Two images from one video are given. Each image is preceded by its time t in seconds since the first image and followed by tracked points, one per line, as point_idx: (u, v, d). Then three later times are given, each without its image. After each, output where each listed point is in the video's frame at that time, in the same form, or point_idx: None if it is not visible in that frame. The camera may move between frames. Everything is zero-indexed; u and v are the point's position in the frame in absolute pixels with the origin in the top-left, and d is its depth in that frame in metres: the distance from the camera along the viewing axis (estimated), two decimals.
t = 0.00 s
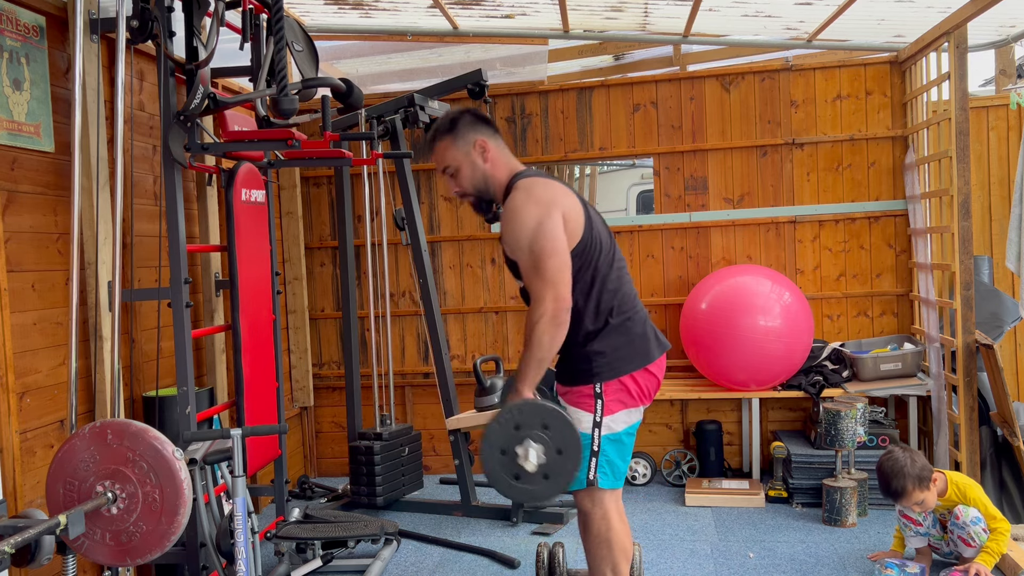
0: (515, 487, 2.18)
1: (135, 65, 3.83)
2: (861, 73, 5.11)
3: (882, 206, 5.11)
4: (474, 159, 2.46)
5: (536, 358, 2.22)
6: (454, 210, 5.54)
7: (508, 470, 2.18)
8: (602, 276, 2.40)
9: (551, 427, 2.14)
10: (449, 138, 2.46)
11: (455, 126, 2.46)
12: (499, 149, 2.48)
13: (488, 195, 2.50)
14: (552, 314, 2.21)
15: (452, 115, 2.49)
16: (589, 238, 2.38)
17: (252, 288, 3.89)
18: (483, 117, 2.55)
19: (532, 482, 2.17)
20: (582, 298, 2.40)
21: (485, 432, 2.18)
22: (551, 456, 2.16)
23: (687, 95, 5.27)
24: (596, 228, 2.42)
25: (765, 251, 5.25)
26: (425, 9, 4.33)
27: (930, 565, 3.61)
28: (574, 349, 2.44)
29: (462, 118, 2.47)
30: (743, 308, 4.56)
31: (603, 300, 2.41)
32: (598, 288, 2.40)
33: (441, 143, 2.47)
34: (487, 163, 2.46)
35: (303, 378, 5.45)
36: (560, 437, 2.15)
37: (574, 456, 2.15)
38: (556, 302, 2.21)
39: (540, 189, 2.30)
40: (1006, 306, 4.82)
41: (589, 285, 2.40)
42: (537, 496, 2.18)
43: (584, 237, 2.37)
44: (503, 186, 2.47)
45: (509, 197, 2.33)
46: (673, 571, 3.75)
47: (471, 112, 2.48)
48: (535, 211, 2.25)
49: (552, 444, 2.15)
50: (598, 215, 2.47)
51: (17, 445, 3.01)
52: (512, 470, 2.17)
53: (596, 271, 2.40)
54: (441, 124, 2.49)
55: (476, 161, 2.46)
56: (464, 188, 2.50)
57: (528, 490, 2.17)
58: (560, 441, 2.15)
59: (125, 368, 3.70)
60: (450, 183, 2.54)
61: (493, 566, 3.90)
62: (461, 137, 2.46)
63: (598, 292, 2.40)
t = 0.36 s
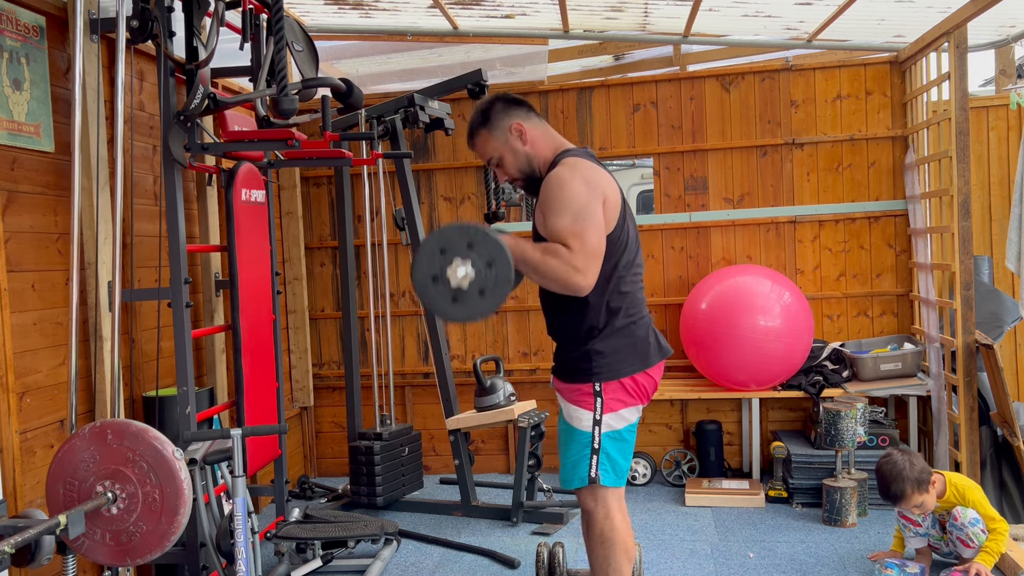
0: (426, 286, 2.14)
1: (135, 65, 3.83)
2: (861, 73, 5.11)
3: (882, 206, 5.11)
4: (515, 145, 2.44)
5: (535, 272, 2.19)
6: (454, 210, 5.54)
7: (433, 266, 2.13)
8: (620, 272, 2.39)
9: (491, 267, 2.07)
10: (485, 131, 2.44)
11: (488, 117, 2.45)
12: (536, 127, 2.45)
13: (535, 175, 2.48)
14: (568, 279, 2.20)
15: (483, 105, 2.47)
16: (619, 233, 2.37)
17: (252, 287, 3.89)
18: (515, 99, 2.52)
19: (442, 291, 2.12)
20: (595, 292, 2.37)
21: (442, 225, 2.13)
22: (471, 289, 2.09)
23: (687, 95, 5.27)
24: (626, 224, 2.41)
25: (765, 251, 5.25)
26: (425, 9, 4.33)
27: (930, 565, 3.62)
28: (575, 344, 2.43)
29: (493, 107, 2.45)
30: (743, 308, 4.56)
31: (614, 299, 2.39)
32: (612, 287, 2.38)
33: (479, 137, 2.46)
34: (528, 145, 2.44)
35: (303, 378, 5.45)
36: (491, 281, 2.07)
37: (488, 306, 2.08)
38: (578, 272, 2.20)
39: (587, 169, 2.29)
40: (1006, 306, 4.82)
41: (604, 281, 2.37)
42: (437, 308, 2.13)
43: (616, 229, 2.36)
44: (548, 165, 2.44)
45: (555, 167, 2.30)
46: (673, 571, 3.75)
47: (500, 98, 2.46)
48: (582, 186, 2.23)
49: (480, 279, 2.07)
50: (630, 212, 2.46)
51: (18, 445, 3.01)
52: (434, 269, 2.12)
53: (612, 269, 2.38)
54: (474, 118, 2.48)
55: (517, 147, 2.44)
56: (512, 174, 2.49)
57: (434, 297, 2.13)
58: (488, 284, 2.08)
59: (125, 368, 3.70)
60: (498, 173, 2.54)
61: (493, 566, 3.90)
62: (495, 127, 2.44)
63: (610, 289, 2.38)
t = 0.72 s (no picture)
0: (432, 320, 2.11)
1: (135, 65, 3.84)
2: (860, 73, 5.11)
3: (882, 206, 5.11)
4: (528, 136, 2.44)
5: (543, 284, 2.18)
6: (454, 210, 5.54)
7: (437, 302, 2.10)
8: (627, 274, 2.39)
9: (498, 301, 2.06)
10: (500, 120, 2.43)
11: (503, 106, 2.44)
12: (551, 122, 2.45)
13: (546, 169, 2.48)
14: (580, 281, 2.19)
15: (498, 94, 2.46)
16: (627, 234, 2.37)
17: (252, 287, 3.89)
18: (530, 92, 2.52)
19: (448, 326, 2.10)
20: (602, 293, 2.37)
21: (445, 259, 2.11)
22: (478, 323, 2.08)
23: (687, 95, 5.27)
24: (635, 226, 2.41)
25: (765, 251, 5.25)
26: (425, 9, 4.33)
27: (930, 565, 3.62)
28: (580, 343, 2.43)
29: (509, 97, 2.44)
30: (742, 308, 4.56)
31: (621, 300, 2.39)
32: (618, 287, 2.38)
33: (493, 126, 2.45)
34: (542, 139, 2.44)
35: (303, 378, 5.45)
36: (500, 314, 2.07)
37: (496, 338, 2.07)
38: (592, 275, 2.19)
39: (599, 167, 2.28)
40: (1006, 306, 4.82)
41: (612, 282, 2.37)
42: (442, 342, 2.10)
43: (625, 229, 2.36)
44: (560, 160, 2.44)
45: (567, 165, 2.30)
46: (673, 571, 3.75)
47: (516, 89, 2.46)
48: (594, 185, 2.24)
49: (486, 312, 2.06)
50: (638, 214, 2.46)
51: (17, 445, 3.01)
52: (441, 304, 2.09)
53: (621, 270, 2.37)
54: (489, 106, 2.47)
55: (530, 138, 2.44)
56: (522, 166, 2.49)
57: (440, 332, 2.10)
58: (495, 317, 2.07)
59: (125, 368, 3.70)
60: (508, 164, 2.53)
61: (493, 566, 3.90)
62: (510, 117, 2.43)
63: (618, 290, 2.38)
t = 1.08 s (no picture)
0: (554, 476, 2.18)
1: (135, 65, 3.84)
2: (861, 73, 5.11)
3: (882, 206, 5.11)
4: (509, 133, 2.45)
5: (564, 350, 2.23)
6: (454, 210, 5.54)
7: (545, 460, 2.18)
8: (613, 271, 2.41)
9: (581, 415, 2.14)
10: (484, 110, 2.44)
11: (490, 99, 2.44)
12: (534, 125, 2.47)
13: (520, 169, 2.48)
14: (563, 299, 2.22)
15: (488, 87, 2.47)
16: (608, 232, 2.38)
17: (252, 287, 3.89)
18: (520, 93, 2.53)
19: (570, 468, 2.17)
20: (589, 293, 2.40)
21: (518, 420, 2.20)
22: (585, 444, 2.14)
23: (687, 95, 5.27)
24: (616, 222, 2.41)
25: (765, 251, 5.25)
26: (425, 9, 4.33)
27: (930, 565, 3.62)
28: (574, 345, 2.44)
29: (497, 91, 2.44)
30: (743, 308, 4.56)
31: (608, 298, 2.41)
32: (604, 286, 2.40)
33: (477, 116, 2.45)
34: (521, 138, 2.45)
35: (303, 379, 5.45)
36: (595, 424, 2.13)
37: (609, 440, 2.13)
38: (578, 288, 2.21)
39: (566, 173, 2.29)
40: (1006, 306, 4.82)
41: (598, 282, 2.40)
42: (576, 484, 2.17)
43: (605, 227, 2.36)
44: (535, 163, 2.45)
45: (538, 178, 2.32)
46: (673, 571, 3.75)
47: (506, 86, 2.46)
48: (563, 196, 2.24)
49: (583, 431, 2.14)
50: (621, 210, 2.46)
51: (17, 445, 3.01)
52: (548, 458, 2.17)
53: (605, 269, 2.39)
54: (477, 97, 2.47)
55: (510, 135, 2.45)
56: (496, 162, 2.49)
57: (568, 478, 2.17)
58: (593, 428, 2.14)
59: (125, 368, 3.70)
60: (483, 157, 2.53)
61: (493, 566, 3.90)
62: (495, 109, 2.44)
63: (604, 289, 2.40)
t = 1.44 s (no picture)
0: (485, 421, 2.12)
1: (135, 65, 3.84)
2: (861, 73, 5.11)
3: (882, 206, 5.11)
4: (538, 123, 2.43)
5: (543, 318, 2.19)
6: (454, 210, 5.54)
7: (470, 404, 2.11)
8: (625, 275, 2.39)
9: (512, 356, 2.08)
10: (512, 102, 2.42)
11: (518, 89, 2.42)
12: (562, 114, 2.45)
13: (549, 159, 2.47)
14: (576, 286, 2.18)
15: (514, 76, 2.44)
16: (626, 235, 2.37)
17: (252, 287, 3.89)
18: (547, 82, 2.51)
19: (501, 411, 2.10)
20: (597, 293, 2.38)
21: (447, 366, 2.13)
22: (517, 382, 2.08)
23: (687, 95, 5.27)
24: (634, 227, 2.41)
25: (765, 251, 5.25)
26: (425, 9, 4.33)
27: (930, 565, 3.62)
28: (575, 344, 2.42)
29: (526, 81, 2.42)
30: (743, 308, 4.56)
31: (616, 301, 2.39)
32: (613, 289, 2.38)
33: (504, 107, 2.43)
34: (550, 129, 2.43)
35: (303, 378, 5.45)
36: (523, 365, 2.08)
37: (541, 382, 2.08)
38: (592, 279, 2.18)
39: (593, 167, 2.29)
40: (1006, 306, 4.82)
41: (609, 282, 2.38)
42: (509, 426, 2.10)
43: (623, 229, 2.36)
44: (565, 153, 2.44)
45: (562, 169, 2.31)
46: (673, 571, 3.75)
47: (534, 75, 2.44)
48: (589, 187, 2.24)
49: (513, 369, 2.08)
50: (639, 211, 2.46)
51: (17, 445, 3.01)
52: (478, 403, 2.10)
53: (617, 271, 2.38)
54: (504, 87, 2.45)
55: (539, 126, 2.43)
56: (525, 152, 2.47)
57: (499, 421, 2.11)
58: (523, 369, 2.08)
59: (125, 368, 3.70)
60: (511, 149, 2.51)
61: (493, 566, 3.90)
62: (523, 101, 2.42)
63: (612, 292, 2.38)
